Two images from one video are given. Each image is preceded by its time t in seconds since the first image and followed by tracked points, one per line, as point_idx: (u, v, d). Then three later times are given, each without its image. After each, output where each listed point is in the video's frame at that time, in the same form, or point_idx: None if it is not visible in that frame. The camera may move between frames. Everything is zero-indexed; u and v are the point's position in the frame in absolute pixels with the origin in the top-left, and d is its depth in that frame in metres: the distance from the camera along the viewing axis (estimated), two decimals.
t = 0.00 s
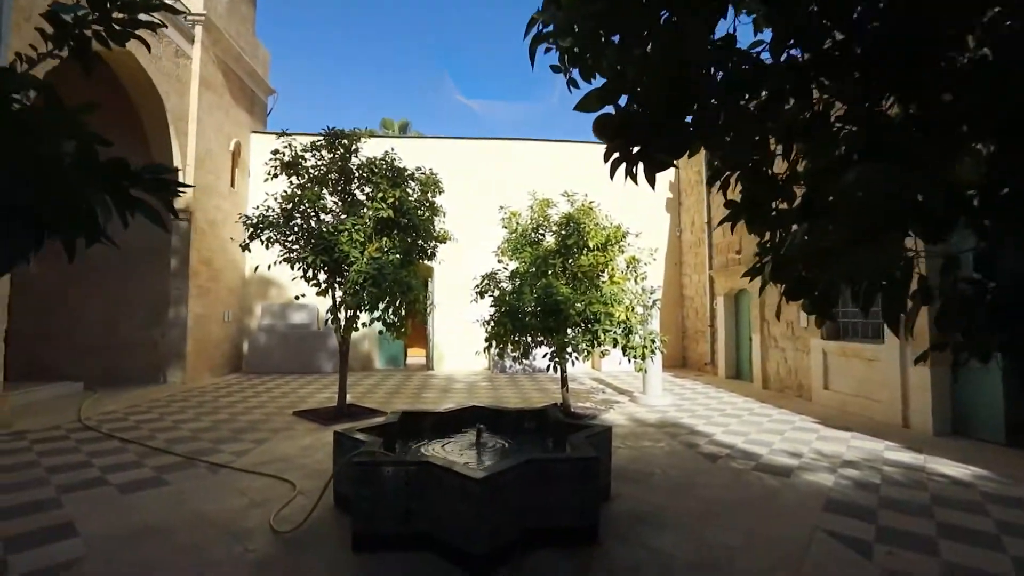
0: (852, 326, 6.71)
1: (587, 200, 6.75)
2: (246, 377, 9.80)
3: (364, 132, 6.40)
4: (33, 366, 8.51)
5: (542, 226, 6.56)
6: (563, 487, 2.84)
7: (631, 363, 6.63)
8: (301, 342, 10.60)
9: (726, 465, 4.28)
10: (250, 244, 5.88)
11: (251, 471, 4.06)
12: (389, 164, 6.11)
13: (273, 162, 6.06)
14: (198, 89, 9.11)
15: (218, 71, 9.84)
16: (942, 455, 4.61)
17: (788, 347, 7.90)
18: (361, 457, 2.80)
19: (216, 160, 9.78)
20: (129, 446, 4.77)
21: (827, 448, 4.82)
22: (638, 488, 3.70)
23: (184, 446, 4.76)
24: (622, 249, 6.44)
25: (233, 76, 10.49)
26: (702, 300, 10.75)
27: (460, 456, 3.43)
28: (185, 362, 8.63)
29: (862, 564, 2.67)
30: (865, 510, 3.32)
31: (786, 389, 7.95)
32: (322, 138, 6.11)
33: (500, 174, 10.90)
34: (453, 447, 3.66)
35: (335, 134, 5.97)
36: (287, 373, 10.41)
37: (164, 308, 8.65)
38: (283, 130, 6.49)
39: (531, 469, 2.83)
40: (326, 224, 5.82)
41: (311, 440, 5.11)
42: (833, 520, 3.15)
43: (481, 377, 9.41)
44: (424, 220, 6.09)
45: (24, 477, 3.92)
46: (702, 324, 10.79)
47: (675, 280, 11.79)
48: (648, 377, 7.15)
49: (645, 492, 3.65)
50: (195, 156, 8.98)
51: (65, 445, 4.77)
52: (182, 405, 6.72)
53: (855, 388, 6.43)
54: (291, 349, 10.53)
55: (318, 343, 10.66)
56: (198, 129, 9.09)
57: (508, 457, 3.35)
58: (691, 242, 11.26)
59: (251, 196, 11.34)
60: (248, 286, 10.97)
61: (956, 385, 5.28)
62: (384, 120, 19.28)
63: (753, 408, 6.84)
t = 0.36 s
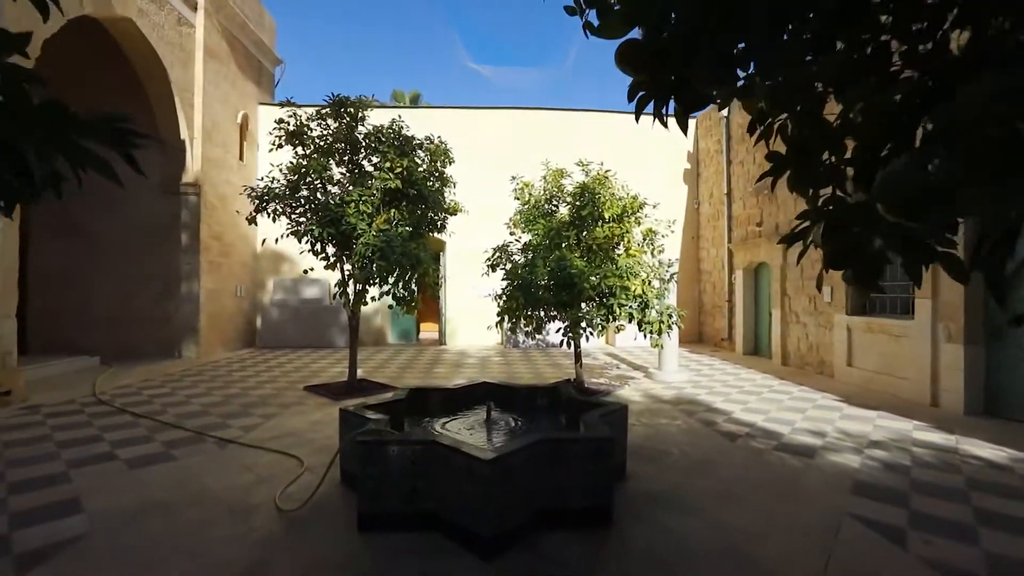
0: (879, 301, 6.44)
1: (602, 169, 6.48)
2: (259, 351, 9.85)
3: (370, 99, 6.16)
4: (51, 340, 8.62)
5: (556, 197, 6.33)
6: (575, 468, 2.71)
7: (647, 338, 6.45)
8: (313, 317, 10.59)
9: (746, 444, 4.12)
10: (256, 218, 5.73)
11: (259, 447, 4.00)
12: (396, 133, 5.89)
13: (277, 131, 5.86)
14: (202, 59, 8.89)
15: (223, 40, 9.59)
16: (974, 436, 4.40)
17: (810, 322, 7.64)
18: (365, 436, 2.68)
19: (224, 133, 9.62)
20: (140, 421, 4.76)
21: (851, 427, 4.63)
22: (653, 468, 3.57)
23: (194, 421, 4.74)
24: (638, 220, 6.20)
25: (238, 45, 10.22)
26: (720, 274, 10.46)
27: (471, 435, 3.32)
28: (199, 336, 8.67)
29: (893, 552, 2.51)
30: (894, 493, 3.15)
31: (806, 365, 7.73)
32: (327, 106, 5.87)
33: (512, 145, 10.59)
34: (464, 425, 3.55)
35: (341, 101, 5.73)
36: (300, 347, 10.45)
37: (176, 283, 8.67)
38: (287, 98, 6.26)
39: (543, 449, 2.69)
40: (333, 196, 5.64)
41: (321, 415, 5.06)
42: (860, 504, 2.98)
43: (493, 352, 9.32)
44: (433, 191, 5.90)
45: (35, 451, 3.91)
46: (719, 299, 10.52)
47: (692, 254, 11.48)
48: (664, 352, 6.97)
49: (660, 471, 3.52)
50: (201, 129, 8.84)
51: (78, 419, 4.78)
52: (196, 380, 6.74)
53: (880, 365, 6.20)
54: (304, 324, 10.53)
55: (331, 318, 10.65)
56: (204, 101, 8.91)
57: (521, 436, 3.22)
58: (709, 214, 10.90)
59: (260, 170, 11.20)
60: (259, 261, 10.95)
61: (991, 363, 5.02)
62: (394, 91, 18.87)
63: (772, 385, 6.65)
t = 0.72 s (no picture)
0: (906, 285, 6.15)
1: (614, 148, 6.21)
2: (266, 337, 9.77)
3: (372, 76, 5.90)
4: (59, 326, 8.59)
5: (566, 177, 6.07)
6: (586, 466, 2.53)
7: (660, 324, 6.22)
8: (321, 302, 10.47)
9: (766, 436, 3.91)
10: (256, 200, 5.53)
11: (259, 438, 3.87)
12: (399, 111, 5.65)
13: (275, 110, 5.63)
14: (201, 37, 8.64)
15: (222, 18, 9.33)
16: (1010, 428, 4.15)
17: (830, 307, 7.35)
18: (362, 431, 2.52)
19: (226, 114, 9.41)
20: (140, 409, 4.65)
21: (876, 417, 4.40)
22: (669, 461, 3.39)
23: (194, 410, 4.62)
24: (652, 201, 5.94)
25: (238, 23, 9.95)
26: (735, 257, 10.13)
27: (476, 429, 3.14)
28: (205, 322, 8.59)
29: (936, 559, 2.30)
30: (929, 491, 2.94)
31: (825, 351, 7.46)
32: (327, 83, 5.62)
33: (520, 125, 10.28)
34: (469, 418, 3.38)
35: (341, 77, 5.48)
36: (307, 332, 10.34)
37: (180, 267, 8.57)
38: (285, 75, 6.02)
39: (551, 445, 2.51)
40: (334, 177, 5.43)
41: (324, 403, 4.93)
42: (895, 504, 2.77)
43: (502, 337, 9.14)
44: (438, 171, 5.68)
45: (31, 441, 3.81)
46: (734, 283, 10.23)
47: (706, 237, 11.15)
48: (678, 339, 6.74)
49: (676, 464, 3.33)
50: (202, 110, 8.63)
51: (78, 408, 4.69)
52: (200, 367, 6.64)
53: (905, 352, 5.93)
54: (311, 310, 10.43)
55: (338, 302, 10.53)
56: (204, 81, 8.69)
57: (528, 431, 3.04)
58: (724, 195, 10.54)
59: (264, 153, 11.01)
60: (265, 245, 10.82)
61: None
62: (400, 71, 18.46)
63: (790, 372, 6.41)
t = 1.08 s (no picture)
0: (932, 267, 5.87)
1: (625, 123, 5.93)
2: (271, 320, 9.68)
3: (371, 48, 5.63)
4: (63, 309, 8.54)
5: (575, 154, 5.82)
6: (594, 461, 2.35)
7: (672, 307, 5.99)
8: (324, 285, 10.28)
9: (784, 426, 3.71)
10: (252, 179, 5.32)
11: (254, 426, 3.74)
12: (399, 84, 5.40)
13: (271, 84, 5.39)
14: (197, 11, 8.35)
15: None
16: None
17: (848, 289, 7.07)
18: (353, 421, 2.32)
19: (225, 92, 9.17)
20: (137, 395, 4.54)
21: (901, 406, 4.18)
22: (682, 453, 3.20)
23: (192, 396, 4.50)
24: (664, 179, 5.68)
25: None
26: (749, 238, 9.81)
27: (480, 419, 2.96)
28: (208, 305, 8.49)
29: (978, 566, 2.09)
30: (964, 488, 2.73)
31: (843, 336, 7.21)
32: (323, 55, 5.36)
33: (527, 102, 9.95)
34: (472, 406, 3.21)
35: (338, 49, 5.22)
36: (312, 315, 10.23)
37: (182, 250, 8.44)
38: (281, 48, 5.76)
39: (558, 439, 2.32)
40: (332, 154, 5.20)
41: (324, 388, 4.79)
42: (928, 503, 2.57)
43: (509, 320, 8.97)
44: (440, 148, 5.44)
45: (22, 428, 3.71)
46: (747, 265, 9.93)
47: (719, 217, 10.82)
48: (690, 322, 6.52)
49: (691, 457, 3.15)
50: (200, 88, 8.40)
51: (74, 393, 4.59)
52: (202, 350, 6.54)
53: (929, 336, 5.67)
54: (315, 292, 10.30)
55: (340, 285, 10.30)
56: (201, 58, 8.44)
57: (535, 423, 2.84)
58: (738, 174, 10.18)
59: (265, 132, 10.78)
60: (269, 227, 10.67)
61: None
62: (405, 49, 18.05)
63: (807, 357, 6.17)
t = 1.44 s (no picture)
0: (962, 252, 5.54)
1: (637, 99, 5.62)
2: (274, 305, 9.56)
3: (369, 21, 5.35)
4: (66, 294, 8.46)
5: (583, 132, 5.54)
6: (602, 462, 2.13)
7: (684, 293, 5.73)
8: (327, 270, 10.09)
9: (805, 421, 3.47)
10: (246, 159, 5.10)
11: (245, 417, 3.58)
12: (398, 58, 5.12)
13: (264, 60, 5.13)
14: None
15: None
16: None
17: (869, 275, 6.76)
18: (337, 420, 2.12)
19: (224, 72, 8.94)
20: (129, 383, 4.41)
21: (929, 400, 3.92)
22: (695, 451, 2.98)
23: (185, 384, 4.36)
24: (678, 158, 5.38)
25: None
26: (765, 221, 9.46)
27: (478, 415, 2.75)
28: (210, 290, 8.38)
29: None
30: (1006, 494, 2.49)
31: (863, 323, 6.91)
32: (318, 28, 5.08)
33: (535, 80, 9.60)
34: (471, 400, 3.01)
35: (333, 20, 4.94)
36: (316, 300, 10.10)
37: (183, 234, 8.30)
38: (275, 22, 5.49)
39: (560, 440, 2.10)
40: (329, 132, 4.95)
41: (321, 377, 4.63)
42: (968, 511, 2.34)
43: (516, 306, 8.76)
44: (441, 125, 5.18)
45: (7, 418, 3.58)
46: (762, 249, 9.60)
47: (733, 200, 10.46)
48: (702, 309, 6.26)
49: (704, 456, 2.93)
50: (199, 67, 8.16)
51: (66, 381, 4.46)
52: (201, 337, 6.42)
53: (956, 325, 5.37)
54: (319, 277, 10.15)
55: (343, 270, 10.11)
56: (199, 36, 8.18)
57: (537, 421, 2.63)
58: (754, 155, 9.80)
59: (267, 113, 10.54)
60: (272, 211, 10.50)
61: None
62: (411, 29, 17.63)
63: (825, 345, 5.90)
